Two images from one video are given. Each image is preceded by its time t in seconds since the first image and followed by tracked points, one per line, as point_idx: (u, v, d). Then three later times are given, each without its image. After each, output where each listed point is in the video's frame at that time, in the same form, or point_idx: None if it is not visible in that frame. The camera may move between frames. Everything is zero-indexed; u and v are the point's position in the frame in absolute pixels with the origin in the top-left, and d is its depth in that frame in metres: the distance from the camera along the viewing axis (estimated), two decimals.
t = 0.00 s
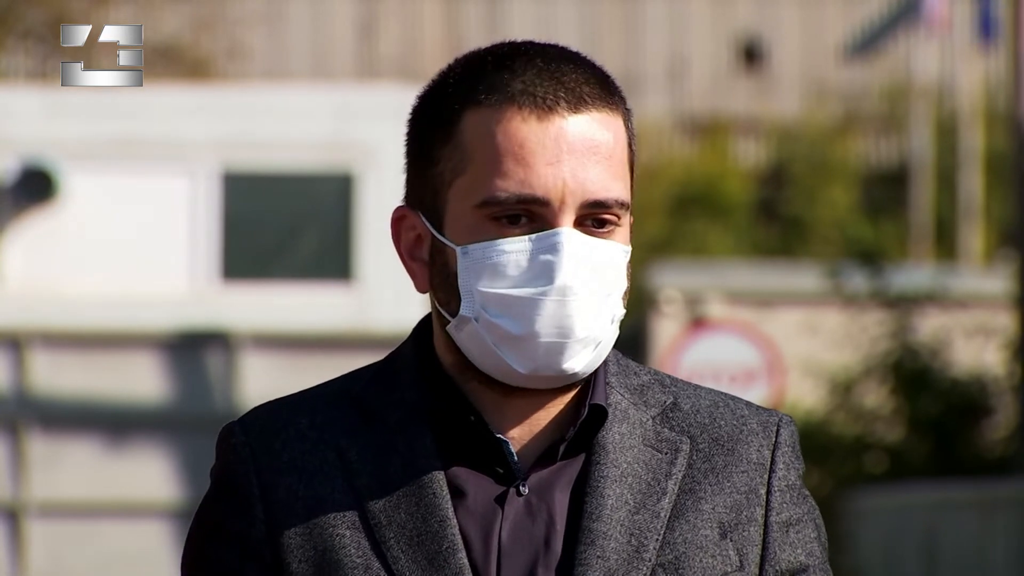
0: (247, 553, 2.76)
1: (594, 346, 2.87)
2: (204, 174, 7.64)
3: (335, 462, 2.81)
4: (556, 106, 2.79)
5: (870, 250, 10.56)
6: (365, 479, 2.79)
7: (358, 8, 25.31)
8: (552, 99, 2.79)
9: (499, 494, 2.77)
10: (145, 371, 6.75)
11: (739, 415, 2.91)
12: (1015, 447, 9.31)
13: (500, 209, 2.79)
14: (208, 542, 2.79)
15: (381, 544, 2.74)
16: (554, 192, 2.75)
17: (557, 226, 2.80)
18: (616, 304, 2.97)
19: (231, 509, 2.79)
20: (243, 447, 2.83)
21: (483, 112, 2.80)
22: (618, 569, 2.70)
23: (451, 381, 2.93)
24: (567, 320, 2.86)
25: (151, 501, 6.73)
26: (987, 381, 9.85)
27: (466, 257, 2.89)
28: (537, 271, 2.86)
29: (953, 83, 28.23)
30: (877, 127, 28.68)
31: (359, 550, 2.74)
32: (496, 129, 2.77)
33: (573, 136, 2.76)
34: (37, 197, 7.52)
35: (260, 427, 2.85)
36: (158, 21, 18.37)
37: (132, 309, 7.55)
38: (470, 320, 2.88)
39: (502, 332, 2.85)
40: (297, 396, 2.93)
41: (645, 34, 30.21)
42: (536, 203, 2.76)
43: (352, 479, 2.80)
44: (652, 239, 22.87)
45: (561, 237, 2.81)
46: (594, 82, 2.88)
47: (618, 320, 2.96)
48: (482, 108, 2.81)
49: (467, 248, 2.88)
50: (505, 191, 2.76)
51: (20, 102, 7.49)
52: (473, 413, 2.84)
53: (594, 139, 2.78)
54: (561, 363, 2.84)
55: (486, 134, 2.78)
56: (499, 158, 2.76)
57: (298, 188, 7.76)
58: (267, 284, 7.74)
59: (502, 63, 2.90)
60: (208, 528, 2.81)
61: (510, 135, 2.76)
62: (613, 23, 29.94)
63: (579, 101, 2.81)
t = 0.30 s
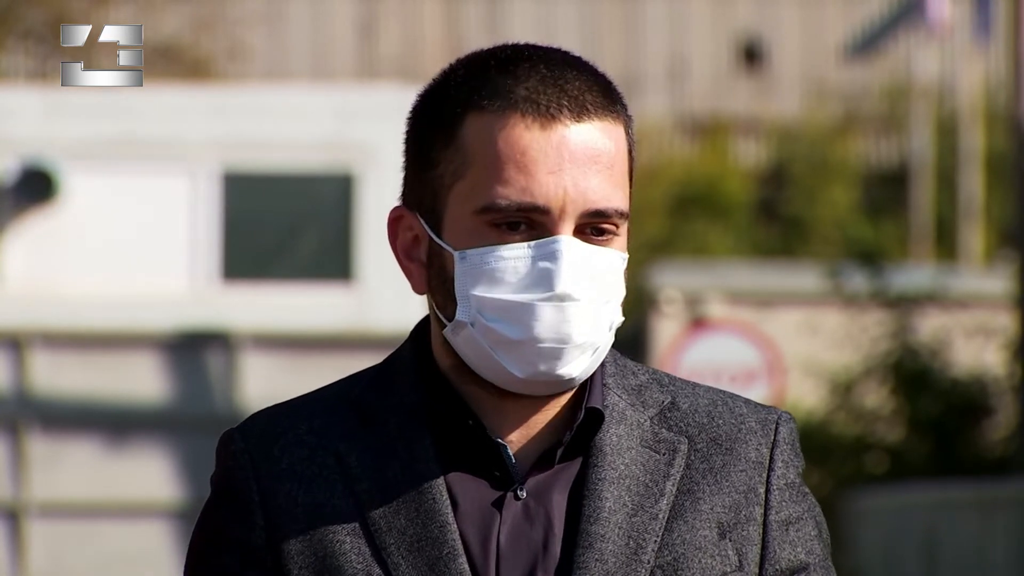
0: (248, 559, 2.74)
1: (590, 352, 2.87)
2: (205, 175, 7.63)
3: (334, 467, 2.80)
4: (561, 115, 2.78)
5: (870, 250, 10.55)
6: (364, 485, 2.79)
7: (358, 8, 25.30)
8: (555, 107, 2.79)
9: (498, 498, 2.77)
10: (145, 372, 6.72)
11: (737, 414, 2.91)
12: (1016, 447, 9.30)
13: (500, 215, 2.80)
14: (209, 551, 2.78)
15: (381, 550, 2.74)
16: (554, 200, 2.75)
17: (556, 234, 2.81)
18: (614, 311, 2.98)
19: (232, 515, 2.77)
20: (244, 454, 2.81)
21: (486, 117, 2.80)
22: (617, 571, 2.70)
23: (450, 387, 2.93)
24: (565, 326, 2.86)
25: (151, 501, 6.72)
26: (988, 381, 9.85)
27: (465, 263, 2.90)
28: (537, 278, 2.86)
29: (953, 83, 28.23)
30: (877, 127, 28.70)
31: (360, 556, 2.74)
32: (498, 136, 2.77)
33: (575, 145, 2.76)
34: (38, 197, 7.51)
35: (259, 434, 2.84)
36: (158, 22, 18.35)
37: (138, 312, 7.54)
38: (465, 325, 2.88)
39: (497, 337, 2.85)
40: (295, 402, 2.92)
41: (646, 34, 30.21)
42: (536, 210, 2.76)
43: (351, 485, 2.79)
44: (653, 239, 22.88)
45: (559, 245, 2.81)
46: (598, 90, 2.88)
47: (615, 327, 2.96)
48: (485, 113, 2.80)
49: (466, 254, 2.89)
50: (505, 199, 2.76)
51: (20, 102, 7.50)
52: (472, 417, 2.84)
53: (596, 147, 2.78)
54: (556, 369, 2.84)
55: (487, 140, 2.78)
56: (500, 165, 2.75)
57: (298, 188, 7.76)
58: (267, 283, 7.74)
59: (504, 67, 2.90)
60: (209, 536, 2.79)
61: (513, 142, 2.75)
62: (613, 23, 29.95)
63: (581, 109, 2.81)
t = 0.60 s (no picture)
0: (244, 566, 2.75)
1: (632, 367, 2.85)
2: (205, 174, 7.63)
3: (326, 473, 2.80)
4: (609, 133, 2.73)
5: (870, 250, 10.56)
6: (357, 490, 2.78)
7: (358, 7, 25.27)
8: (603, 123, 2.74)
9: (493, 500, 2.74)
10: (145, 372, 6.71)
11: (732, 411, 2.88)
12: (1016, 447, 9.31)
13: (562, 238, 2.73)
14: (205, 558, 2.79)
15: (376, 553, 2.73)
16: (616, 219, 2.70)
17: (615, 252, 2.76)
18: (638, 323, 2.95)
19: (226, 523, 2.78)
20: (236, 461, 2.82)
21: (537, 138, 2.72)
22: (615, 568, 2.67)
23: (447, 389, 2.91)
24: (627, 345, 2.83)
25: (151, 501, 6.71)
26: (987, 381, 9.86)
27: (527, 286, 2.80)
28: (603, 298, 2.81)
29: (953, 84, 28.26)
30: (877, 127, 28.69)
31: (355, 560, 2.72)
32: (555, 158, 2.70)
33: (627, 161, 2.72)
34: (38, 197, 7.54)
35: (252, 440, 2.84)
36: (159, 22, 18.33)
37: (135, 310, 7.51)
38: (526, 345, 2.80)
39: (563, 357, 2.78)
40: (288, 408, 2.92)
41: (646, 34, 30.18)
42: (600, 231, 2.71)
43: (345, 489, 2.78)
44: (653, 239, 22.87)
45: (620, 262, 2.77)
46: (624, 100, 2.84)
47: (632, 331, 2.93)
48: (536, 135, 2.73)
49: (530, 275, 2.79)
50: (570, 224, 2.69)
51: (21, 103, 7.48)
52: (466, 417, 2.84)
53: (640, 159, 2.74)
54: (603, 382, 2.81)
55: (542, 161, 2.71)
56: (562, 188, 2.68)
57: (298, 187, 7.76)
58: (266, 283, 7.74)
59: (516, 78, 2.84)
60: (204, 546, 2.80)
61: (571, 162, 2.69)
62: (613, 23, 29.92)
63: (617, 121, 2.76)
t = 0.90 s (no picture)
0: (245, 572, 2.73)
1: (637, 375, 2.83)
2: (204, 174, 7.63)
3: (326, 478, 2.78)
4: (605, 142, 2.71)
5: (870, 251, 10.57)
6: (358, 494, 2.76)
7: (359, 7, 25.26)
8: (599, 133, 2.71)
9: (492, 503, 2.73)
10: (145, 372, 6.70)
11: (733, 414, 2.85)
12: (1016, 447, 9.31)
13: (565, 251, 2.71)
14: (206, 565, 2.77)
15: (376, 558, 2.71)
16: (617, 229, 2.69)
17: (616, 261, 2.76)
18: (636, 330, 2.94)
19: (226, 531, 2.76)
20: (236, 469, 2.79)
21: (535, 152, 2.70)
22: (617, 572, 2.65)
23: (444, 394, 2.89)
24: (632, 354, 2.81)
25: (150, 501, 6.68)
26: (987, 381, 9.87)
27: (530, 298, 2.78)
28: (605, 308, 2.80)
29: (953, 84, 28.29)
30: (877, 127, 28.72)
31: (354, 565, 2.71)
32: (554, 172, 2.68)
33: (625, 169, 2.70)
34: (38, 197, 7.56)
35: (251, 447, 2.82)
36: (158, 22, 18.31)
37: (135, 308, 7.53)
38: (529, 356, 2.77)
39: (567, 368, 2.76)
40: (288, 415, 2.90)
41: (646, 34, 30.18)
42: (603, 242, 2.70)
43: (344, 494, 2.77)
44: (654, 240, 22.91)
45: (622, 271, 2.76)
46: (619, 105, 2.81)
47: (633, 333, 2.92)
48: (534, 149, 2.70)
49: (533, 288, 2.77)
50: (574, 236, 2.68)
51: (22, 103, 7.50)
52: (465, 423, 2.82)
53: (637, 166, 2.73)
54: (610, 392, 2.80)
55: (541, 176, 2.68)
56: (562, 201, 2.67)
57: (298, 187, 7.76)
58: (266, 283, 7.74)
59: (508, 89, 2.80)
60: (206, 556, 2.78)
61: (569, 174, 2.67)
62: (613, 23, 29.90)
63: (612, 126, 2.74)
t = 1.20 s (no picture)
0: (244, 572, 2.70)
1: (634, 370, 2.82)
2: (204, 174, 7.65)
3: (327, 481, 2.76)
4: (602, 138, 2.70)
5: (869, 250, 10.57)
6: (359, 496, 2.75)
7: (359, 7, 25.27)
8: (595, 129, 2.70)
9: (494, 503, 2.73)
10: (144, 372, 6.70)
11: (739, 419, 2.83)
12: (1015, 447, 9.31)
13: (560, 246, 2.70)
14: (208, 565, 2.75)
15: (376, 558, 2.69)
16: (612, 224, 2.68)
17: (612, 257, 2.73)
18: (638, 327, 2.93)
19: (228, 533, 2.73)
20: (239, 471, 2.77)
21: (531, 149, 2.70)
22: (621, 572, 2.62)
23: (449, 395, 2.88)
24: (627, 352, 2.81)
25: (150, 501, 6.67)
26: (987, 381, 9.88)
27: (524, 295, 2.78)
28: (598, 303, 2.79)
29: (952, 84, 28.33)
30: (877, 127, 28.73)
31: (353, 565, 2.69)
32: (548, 166, 2.67)
33: (622, 165, 2.69)
34: (38, 197, 7.58)
35: (254, 450, 2.79)
36: (158, 22, 18.31)
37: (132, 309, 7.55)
38: (526, 353, 2.78)
39: (560, 363, 2.75)
40: (289, 418, 2.87)
41: (646, 34, 30.16)
42: (597, 237, 2.69)
43: (345, 496, 2.75)
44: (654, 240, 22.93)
45: (618, 267, 2.74)
46: (619, 105, 2.80)
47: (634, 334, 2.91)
48: (530, 143, 2.70)
49: (527, 284, 2.77)
50: (568, 230, 2.67)
51: (21, 102, 7.51)
52: (469, 424, 2.81)
53: (634, 163, 2.71)
54: (609, 390, 2.79)
55: (536, 171, 2.68)
56: (555, 196, 2.66)
57: (298, 187, 7.78)
58: (266, 283, 7.75)
59: (511, 88, 2.80)
60: (206, 558, 2.75)
61: (564, 169, 2.66)
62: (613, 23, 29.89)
63: (610, 124, 2.73)
